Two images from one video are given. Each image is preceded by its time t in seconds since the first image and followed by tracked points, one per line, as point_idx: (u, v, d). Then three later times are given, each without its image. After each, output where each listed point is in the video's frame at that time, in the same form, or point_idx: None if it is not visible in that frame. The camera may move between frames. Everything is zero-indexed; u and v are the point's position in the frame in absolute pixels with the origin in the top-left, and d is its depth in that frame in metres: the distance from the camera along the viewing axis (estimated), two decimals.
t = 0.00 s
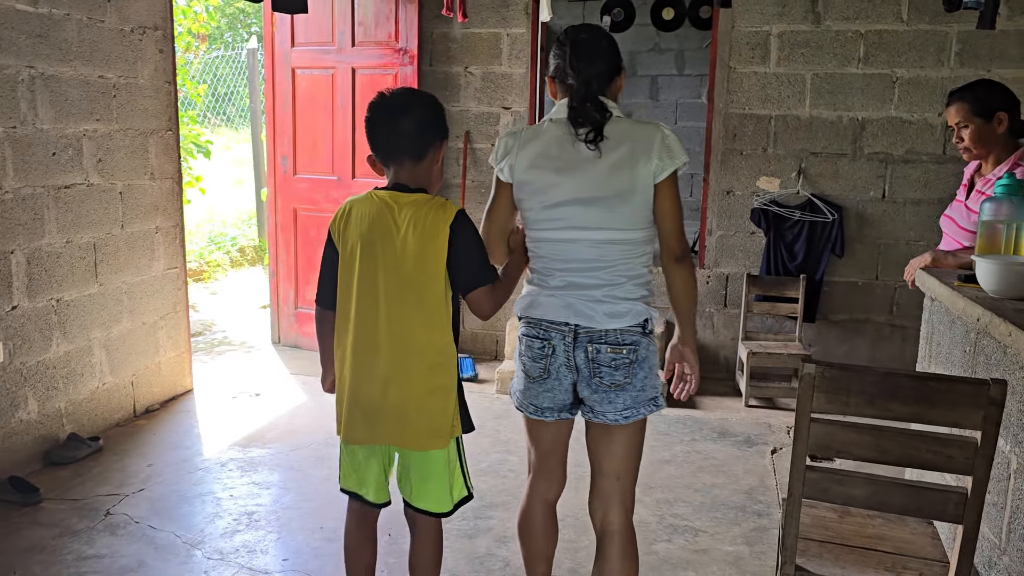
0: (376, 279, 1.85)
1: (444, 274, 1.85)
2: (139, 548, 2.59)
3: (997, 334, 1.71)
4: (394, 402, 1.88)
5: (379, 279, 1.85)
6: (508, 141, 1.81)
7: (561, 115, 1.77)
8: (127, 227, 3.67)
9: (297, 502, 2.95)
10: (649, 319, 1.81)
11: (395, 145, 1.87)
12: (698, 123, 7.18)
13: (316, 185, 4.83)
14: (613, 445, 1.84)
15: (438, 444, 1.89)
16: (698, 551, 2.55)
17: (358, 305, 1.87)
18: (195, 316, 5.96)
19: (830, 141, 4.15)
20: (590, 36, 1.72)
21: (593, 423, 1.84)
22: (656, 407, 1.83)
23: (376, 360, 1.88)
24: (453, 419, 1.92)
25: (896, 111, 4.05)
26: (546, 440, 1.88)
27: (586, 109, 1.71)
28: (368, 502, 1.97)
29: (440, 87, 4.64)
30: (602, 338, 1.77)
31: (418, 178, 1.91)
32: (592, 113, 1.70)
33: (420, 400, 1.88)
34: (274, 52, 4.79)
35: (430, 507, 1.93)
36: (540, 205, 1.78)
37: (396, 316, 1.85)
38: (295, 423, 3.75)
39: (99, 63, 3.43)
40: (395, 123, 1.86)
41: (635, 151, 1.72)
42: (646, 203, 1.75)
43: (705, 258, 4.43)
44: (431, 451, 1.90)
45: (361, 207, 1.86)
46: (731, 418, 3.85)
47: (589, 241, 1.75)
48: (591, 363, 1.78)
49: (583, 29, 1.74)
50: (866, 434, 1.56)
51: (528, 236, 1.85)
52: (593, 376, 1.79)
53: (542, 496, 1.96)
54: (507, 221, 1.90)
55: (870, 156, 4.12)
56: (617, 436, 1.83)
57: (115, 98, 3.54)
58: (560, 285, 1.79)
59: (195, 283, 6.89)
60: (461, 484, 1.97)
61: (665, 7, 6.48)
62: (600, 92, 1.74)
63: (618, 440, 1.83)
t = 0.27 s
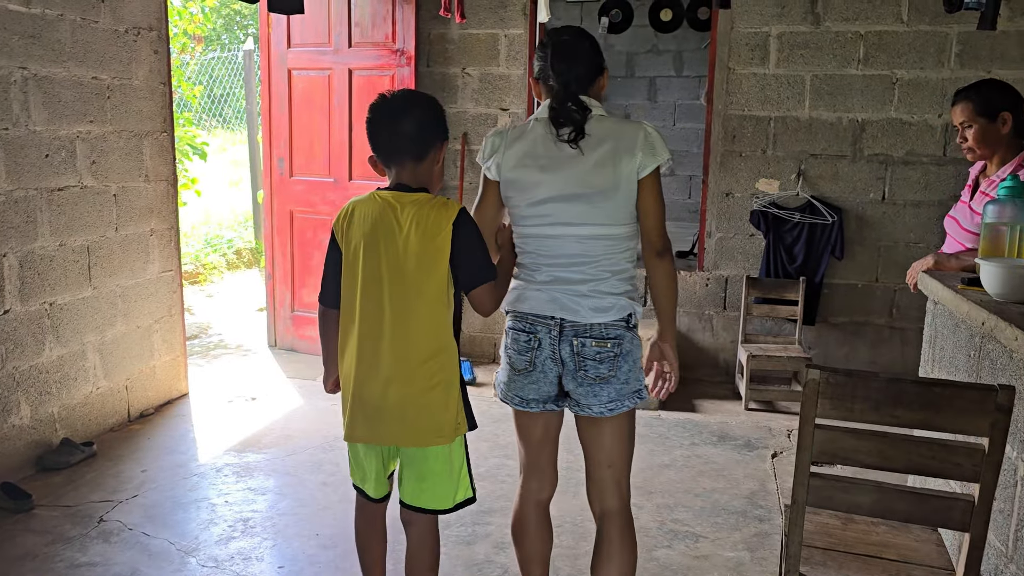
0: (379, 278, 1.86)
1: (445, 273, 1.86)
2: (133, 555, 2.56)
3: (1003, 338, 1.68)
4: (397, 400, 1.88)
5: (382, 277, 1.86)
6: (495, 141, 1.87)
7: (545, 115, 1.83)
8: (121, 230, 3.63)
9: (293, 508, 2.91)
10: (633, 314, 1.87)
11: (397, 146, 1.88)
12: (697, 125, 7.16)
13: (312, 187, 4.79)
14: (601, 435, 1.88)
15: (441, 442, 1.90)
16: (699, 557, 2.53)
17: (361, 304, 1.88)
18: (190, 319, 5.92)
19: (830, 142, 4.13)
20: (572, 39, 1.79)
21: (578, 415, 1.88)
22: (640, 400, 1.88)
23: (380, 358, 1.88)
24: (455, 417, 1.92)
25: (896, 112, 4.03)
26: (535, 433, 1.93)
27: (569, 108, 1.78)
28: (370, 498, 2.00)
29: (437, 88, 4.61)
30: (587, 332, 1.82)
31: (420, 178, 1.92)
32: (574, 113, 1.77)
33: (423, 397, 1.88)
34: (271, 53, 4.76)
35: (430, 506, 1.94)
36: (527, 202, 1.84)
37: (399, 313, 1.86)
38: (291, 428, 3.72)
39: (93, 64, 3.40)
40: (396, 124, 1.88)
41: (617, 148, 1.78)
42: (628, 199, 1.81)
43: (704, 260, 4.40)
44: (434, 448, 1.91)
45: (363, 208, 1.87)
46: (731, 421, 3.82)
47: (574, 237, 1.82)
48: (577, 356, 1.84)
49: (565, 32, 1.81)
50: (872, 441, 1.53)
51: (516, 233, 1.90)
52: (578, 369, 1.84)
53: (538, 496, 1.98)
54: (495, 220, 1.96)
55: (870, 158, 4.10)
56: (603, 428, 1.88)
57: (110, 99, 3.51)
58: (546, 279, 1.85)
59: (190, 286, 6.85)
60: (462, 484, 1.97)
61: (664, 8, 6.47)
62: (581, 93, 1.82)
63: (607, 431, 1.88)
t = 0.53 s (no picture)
0: (376, 280, 1.85)
1: (440, 274, 1.85)
2: (127, 562, 2.53)
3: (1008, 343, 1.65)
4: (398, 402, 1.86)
5: (379, 280, 1.84)
6: (487, 141, 1.88)
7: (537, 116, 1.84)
8: (117, 232, 3.61)
9: (290, 514, 2.88)
10: (626, 312, 1.87)
11: (390, 151, 1.87)
12: (697, 126, 7.14)
13: (310, 189, 4.76)
14: (597, 432, 1.89)
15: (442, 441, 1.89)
16: (700, 563, 2.50)
17: (359, 308, 1.86)
18: (188, 322, 5.89)
19: (831, 144, 4.11)
20: (564, 40, 1.80)
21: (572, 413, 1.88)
22: (633, 396, 1.89)
23: (378, 361, 1.87)
24: (455, 415, 1.92)
25: (897, 114, 4.01)
26: (529, 434, 1.93)
27: (559, 109, 1.78)
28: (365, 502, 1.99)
29: (436, 90, 4.59)
30: (580, 330, 1.83)
31: (413, 183, 1.91)
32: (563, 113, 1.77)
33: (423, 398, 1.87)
34: (269, 54, 4.74)
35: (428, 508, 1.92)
36: (518, 202, 1.84)
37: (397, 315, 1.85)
38: (288, 432, 3.69)
39: (89, 65, 3.38)
40: (388, 130, 1.86)
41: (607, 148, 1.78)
42: (619, 199, 1.81)
43: (705, 262, 4.38)
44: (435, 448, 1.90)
45: (357, 212, 1.86)
46: (732, 425, 3.79)
47: (565, 236, 1.82)
48: (570, 354, 1.84)
49: (558, 33, 1.82)
50: (878, 448, 1.49)
51: (508, 232, 1.91)
52: (571, 367, 1.84)
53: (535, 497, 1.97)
54: (488, 217, 1.96)
55: (871, 159, 4.07)
56: (598, 423, 1.89)
57: (105, 101, 3.48)
58: (539, 278, 1.85)
59: (188, 288, 6.82)
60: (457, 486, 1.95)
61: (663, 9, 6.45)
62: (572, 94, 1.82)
63: (604, 426, 1.89)
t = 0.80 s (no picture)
0: (365, 277, 1.89)
1: (425, 269, 1.88)
2: (117, 571, 2.49)
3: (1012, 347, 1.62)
4: (387, 395, 1.91)
5: (368, 277, 1.89)
6: (480, 144, 1.89)
7: (529, 117, 1.84)
8: (109, 235, 3.57)
9: (284, 520, 2.85)
10: (621, 311, 1.89)
11: (376, 153, 1.91)
12: (694, 127, 7.11)
13: (305, 191, 4.73)
14: (592, 429, 1.92)
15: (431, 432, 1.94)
16: (699, 570, 2.47)
17: (349, 305, 1.91)
18: (182, 325, 5.84)
19: (829, 145, 4.08)
20: (556, 43, 1.81)
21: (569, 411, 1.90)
22: (627, 394, 1.92)
23: (368, 355, 1.91)
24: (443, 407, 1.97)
25: (896, 115, 3.98)
26: (525, 436, 1.93)
27: (551, 110, 1.79)
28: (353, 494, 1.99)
29: (432, 90, 4.55)
30: (576, 329, 1.84)
31: (400, 182, 1.94)
32: (555, 114, 1.78)
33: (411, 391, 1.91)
34: (263, 54, 4.70)
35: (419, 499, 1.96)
36: (512, 203, 1.85)
37: (385, 310, 1.90)
38: (283, 436, 3.65)
39: (80, 66, 3.34)
40: (374, 131, 1.90)
41: (600, 148, 1.79)
42: (613, 198, 1.83)
43: (702, 265, 4.35)
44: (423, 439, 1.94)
45: (344, 211, 1.90)
46: (730, 428, 3.76)
47: (560, 235, 1.83)
48: (566, 354, 1.85)
49: (549, 37, 1.83)
50: (881, 455, 1.46)
51: (503, 232, 1.92)
52: (568, 366, 1.85)
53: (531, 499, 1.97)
54: (483, 217, 1.99)
55: (870, 160, 4.05)
56: (594, 420, 1.92)
57: (97, 102, 3.44)
58: (534, 278, 1.86)
59: (183, 291, 6.77)
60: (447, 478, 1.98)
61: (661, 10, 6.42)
62: (564, 96, 1.83)
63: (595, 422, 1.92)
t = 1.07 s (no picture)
0: (356, 276, 1.88)
1: (414, 266, 1.88)
2: None
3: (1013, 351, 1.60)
4: (377, 393, 1.91)
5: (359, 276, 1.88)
6: (477, 146, 1.89)
7: (526, 120, 1.85)
8: (99, 238, 3.53)
9: (276, 526, 2.81)
10: (617, 312, 1.91)
11: (366, 153, 1.90)
12: (688, 129, 7.09)
13: (297, 192, 4.70)
14: (590, 429, 1.93)
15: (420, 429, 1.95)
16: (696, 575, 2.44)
17: (340, 304, 1.90)
18: (174, 328, 5.80)
19: (825, 146, 4.06)
20: (553, 46, 1.82)
21: (566, 410, 1.92)
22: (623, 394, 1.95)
23: (358, 353, 1.91)
24: (433, 405, 1.97)
25: (892, 116, 3.97)
26: (522, 434, 1.95)
27: (548, 112, 1.80)
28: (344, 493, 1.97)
29: (425, 91, 4.52)
30: (574, 330, 1.85)
31: (390, 182, 1.94)
32: (553, 116, 1.79)
33: (402, 389, 1.91)
34: (255, 55, 4.67)
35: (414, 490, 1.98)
36: (510, 205, 1.85)
37: (376, 309, 1.90)
38: (275, 440, 3.61)
39: (69, 67, 3.30)
40: (365, 132, 1.90)
41: (598, 150, 1.80)
42: (611, 200, 1.84)
43: (698, 266, 4.33)
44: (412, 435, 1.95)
45: (334, 210, 1.90)
46: (726, 431, 3.74)
47: (559, 237, 1.83)
48: (565, 354, 1.86)
49: (546, 40, 1.83)
50: (882, 461, 1.43)
51: (500, 232, 1.91)
52: (567, 367, 1.86)
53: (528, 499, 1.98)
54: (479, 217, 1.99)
55: (866, 162, 4.04)
56: (591, 422, 1.93)
57: (86, 103, 3.40)
58: (533, 279, 1.86)
59: (174, 293, 6.72)
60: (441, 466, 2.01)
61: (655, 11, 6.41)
62: (561, 98, 1.84)
63: (589, 422, 1.92)
